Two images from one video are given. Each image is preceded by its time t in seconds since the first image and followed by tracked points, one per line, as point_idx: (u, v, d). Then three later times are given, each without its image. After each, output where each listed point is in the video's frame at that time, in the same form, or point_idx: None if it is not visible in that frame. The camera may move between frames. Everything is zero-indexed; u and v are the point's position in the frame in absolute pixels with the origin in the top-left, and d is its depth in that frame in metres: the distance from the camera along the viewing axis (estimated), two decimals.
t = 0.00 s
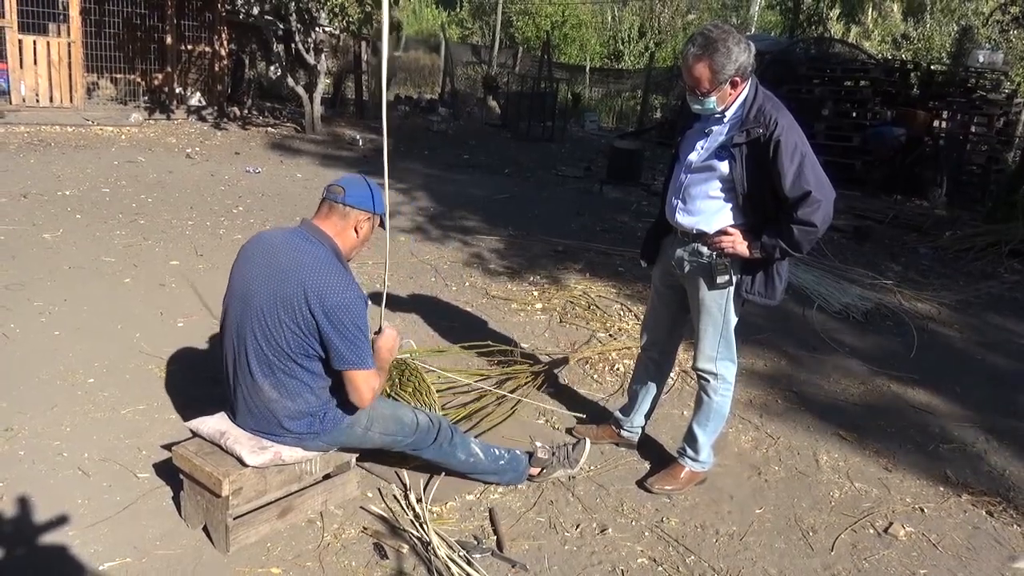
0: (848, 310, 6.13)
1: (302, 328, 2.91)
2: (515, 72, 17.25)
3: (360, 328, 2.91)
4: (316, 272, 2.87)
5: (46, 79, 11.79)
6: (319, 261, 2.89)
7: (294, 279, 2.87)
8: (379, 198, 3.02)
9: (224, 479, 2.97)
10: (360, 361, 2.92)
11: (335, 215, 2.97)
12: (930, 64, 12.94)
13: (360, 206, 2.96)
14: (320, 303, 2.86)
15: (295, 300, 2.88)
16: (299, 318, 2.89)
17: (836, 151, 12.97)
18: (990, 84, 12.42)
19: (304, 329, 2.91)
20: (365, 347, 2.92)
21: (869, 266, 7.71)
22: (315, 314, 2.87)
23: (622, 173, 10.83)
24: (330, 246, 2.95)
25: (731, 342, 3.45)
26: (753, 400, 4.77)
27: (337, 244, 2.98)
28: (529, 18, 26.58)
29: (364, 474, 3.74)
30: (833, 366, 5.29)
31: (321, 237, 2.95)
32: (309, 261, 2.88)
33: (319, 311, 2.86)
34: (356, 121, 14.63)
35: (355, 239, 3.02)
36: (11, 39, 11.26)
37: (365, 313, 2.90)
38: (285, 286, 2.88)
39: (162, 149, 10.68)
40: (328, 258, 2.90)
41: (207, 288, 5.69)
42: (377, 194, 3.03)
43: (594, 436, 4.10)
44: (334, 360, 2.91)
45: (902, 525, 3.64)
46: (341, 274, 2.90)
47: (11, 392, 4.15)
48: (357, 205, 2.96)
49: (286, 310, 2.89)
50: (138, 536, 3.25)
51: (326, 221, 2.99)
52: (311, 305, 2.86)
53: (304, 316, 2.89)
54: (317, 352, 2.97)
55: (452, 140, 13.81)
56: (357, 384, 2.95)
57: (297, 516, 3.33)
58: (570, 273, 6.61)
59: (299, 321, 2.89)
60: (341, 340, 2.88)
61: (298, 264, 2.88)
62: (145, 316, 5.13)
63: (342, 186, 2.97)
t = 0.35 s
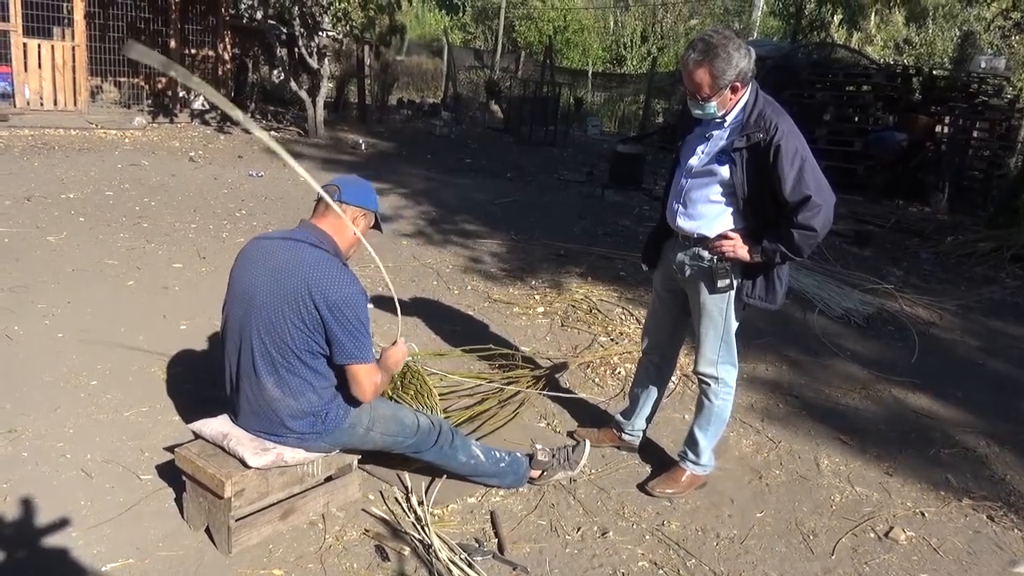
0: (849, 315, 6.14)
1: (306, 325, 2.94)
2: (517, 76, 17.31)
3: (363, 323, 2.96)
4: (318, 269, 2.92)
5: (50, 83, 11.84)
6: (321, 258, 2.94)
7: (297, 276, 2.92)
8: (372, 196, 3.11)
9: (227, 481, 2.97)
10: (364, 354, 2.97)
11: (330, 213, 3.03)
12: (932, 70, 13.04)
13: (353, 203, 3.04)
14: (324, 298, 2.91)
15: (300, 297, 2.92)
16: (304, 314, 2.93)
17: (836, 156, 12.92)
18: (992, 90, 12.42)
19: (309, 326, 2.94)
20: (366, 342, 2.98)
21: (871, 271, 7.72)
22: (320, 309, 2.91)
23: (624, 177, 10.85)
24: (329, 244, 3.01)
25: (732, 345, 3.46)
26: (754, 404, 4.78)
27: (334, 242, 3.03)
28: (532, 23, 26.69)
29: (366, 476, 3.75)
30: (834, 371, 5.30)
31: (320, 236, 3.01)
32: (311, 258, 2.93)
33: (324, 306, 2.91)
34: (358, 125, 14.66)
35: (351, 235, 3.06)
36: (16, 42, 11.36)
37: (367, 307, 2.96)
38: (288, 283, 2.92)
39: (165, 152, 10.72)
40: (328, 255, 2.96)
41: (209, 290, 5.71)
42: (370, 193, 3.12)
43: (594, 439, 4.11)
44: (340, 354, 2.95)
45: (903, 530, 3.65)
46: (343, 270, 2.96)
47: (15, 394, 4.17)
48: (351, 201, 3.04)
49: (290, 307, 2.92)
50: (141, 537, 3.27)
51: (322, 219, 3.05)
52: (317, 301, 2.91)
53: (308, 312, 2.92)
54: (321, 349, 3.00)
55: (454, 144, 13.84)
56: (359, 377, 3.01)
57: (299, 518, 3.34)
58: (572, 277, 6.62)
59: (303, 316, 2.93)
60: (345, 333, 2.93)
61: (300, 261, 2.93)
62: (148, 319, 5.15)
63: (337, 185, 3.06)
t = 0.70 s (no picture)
0: (850, 318, 6.15)
1: (309, 327, 2.96)
2: (518, 81, 17.35)
3: (366, 327, 2.96)
4: (323, 272, 2.94)
5: (52, 90, 11.88)
6: (326, 262, 2.96)
7: (303, 279, 2.94)
8: (374, 198, 3.08)
9: (229, 485, 2.99)
10: (364, 358, 2.97)
11: (334, 218, 3.06)
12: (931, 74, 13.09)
13: (355, 208, 3.04)
14: (328, 301, 2.92)
15: (304, 300, 2.94)
16: (307, 317, 2.95)
17: (837, 161, 12.89)
18: (992, 94, 12.50)
19: (313, 328, 2.96)
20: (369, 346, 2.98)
21: (871, 275, 7.73)
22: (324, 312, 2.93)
23: (625, 183, 10.87)
24: (335, 248, 3.03)
25: (733, 349, 3.47)
26: (754, 408, 4.79)
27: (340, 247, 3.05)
28: (533, 29, 26.80)
29: (367, 480, 3.76)
30: (835, 374, 5.30)
31: (326, 241, 3.03)
32: (316, 261, 2.95)
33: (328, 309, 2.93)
34: (360, 131, 14.69)
35: (355, 241, 3.09)
36: (18, 50, 11.41)
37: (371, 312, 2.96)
38: (294, 286, 2.95)
39: (167, 159, 10.75)
40: (334, 259, 2.98)
41: (210, 296, 5.72)
42: (373, 195, 3.09)
43: (596, 443, 4.12)
44: (341, 357, 2.96)
45: (904, 533, 3.65)
46: (348, 274, 2.97)
47: (18, 399, 4.18)
48: (354, 205, 3.03)
49: (294, 309, 2.95)
50: (143, 542, 3.28)
51: (327, 224, 3.07)
52: (321, 304, 2.93)
53: (312, 314, 2.94)
54: (325, 352, 3.01)
55: (455, 150, 13.87)
56: (358, 382, 2.99)
57: (301, 522, 3.35)
58: (572, 282, 6.63)
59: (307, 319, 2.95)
60: (347, 337, 2.93)
61: (305, 263, 2.95)
62: (151, 325, 5.17)
63: (340, 189, 3.06)
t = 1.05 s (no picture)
0: (850, 321, 6.14)
1: (318, 328, 3.00)
2: (518, 85, 17.39)
3: (376, 327, 3.02)
4: (332, 273, 2.99)
5: (53, 96, 11.91)
6: (337, 262, 3.01)
7: (313, 278, 2.99)
8: (383, 201, 3.15)
9: (230, 489, 2.99)
10: (390, 350, 3.07)
11: (341, 222, 3.10)
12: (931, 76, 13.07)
13: (366, 211, 3.09)
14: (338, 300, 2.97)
15: (316, 300, 2.98)
16: (316, 317, 2.99)
17: (836, 164, 12.91)
18: (991, 96, 12.57)
19: (323, 328, 3.01)
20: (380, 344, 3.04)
21: (871, 277, 7.73)
22: (337, 311, 2.98)
23: (625, 186, 10.88)
24: (343, 250, 3.07)
25: (733, 351, 3.48)
26: (754, 410, 4.79)
27: (348, 250, 3.08)
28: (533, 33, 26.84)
29: (368, 484, 3.77)
30: (836, 376, 5.30)
31: (334, 243, 3.07)
32: (326, 262, 3.00)
33: (340, 308, 2.98)
34: (360, 136, 14.71)
35: (363, 244, 3.13)
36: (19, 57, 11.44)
37: (386, 310, 3.03)
38: (304, 285, 2.99)
39: (168, 164, 10.76)
40: (343, 261, 3.03)
41: (211, 301, 5.73)
42: (381, 198, 3.16)
43: (598, 447, 4.12)
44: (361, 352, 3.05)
45: (905, 535, 3.65)
46: (358, 275, 3.02)
47: (19, 405, 4.19)
48: (362, 209, 3.09)
49: (303, 309, 2.99)
50: (144, 546, 3.28)
51: (334, 228, 3.12)
52: (333, 304, 2.98)
53: (323, 313, 2.99)
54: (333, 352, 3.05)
55: (455, 154, 13.88)
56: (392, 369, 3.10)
57: (302, 526, 3.35)
58: (573, 285, 6.63)
59: (318, 319, 2.99)
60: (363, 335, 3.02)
61: (315, 264, 3.00)
62: (152, 330, 5.17)
63: (346, 194, 3.12)
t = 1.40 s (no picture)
0: (850, 323, 6.13)
1: (345, 328, 3.04)
2: (517, 88, 17.39)
3: (403, 328, 3.11)
4: (361, 275, 3.05)
5: (52, 98, 11.92)
6: (364, 265, 3.07)
7: (342, 281, 3.03)
8: (401, 207, 3.20)
9: (229, 492, 2.99)
10: (420, 342, 3.18)
11: (360, 228, 3.15)
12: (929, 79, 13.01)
13: (388, 218, 3.15)
14: (367, 303, 3.03)
15: (344, 301, 3.02)
16: (344, 318, 3.03)
17: (836, 166, 12.93)
18: (990, 99, 12.57)
19: (350, 330, 3.05)
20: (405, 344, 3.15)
21: (871, 280, 7.72)
22: (367, 313, 3.04)
23: (624, 188, 10.88)
24: (366, 255, 3.13)
25: (733, 353, 3.48)
26: (754, 413, 4.78)
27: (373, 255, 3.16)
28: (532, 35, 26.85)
29: (368, 487, 3.76)
30: (838, 379, 5.30)
31: (356, 248, 3.13)
32: (354, 265, 3.06)
33: (370, 310, 3.04)
34: (359, 138, 14.72)
35: (382, 250, 3.18)
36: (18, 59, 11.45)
37: (414, 312, 3.13)
38: (333, 286, 3.03)
39: (167, 166, 10.76)
40: (369, 265, 3.09)
41: (210, 303, 5.72)
42: (399, 204, 3.21)
43: (598, 450, 4.11)
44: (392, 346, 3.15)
45: (905, 537, 3.65)
46: (383, 279, 3.09)
47: (17, 407, 4.18)
48: (381, 216, 3.14)
49: (331, 310, 3.02)
50: (143, 549, 3.28)
51: (353, 233, 3.17)
52: (362, 306, 3.03)
53: (351, 315, 3.03)
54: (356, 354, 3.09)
55: (454, 156, 13.88)
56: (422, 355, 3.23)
57: (301, 529, 3.34)
58: (573, 287, 6.63)
59: (345, 320, 3.03)
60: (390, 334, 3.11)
61: (343, 267, 3.05)
62: (150, 332, 5.17)
63: (364, 200, 3.17)
